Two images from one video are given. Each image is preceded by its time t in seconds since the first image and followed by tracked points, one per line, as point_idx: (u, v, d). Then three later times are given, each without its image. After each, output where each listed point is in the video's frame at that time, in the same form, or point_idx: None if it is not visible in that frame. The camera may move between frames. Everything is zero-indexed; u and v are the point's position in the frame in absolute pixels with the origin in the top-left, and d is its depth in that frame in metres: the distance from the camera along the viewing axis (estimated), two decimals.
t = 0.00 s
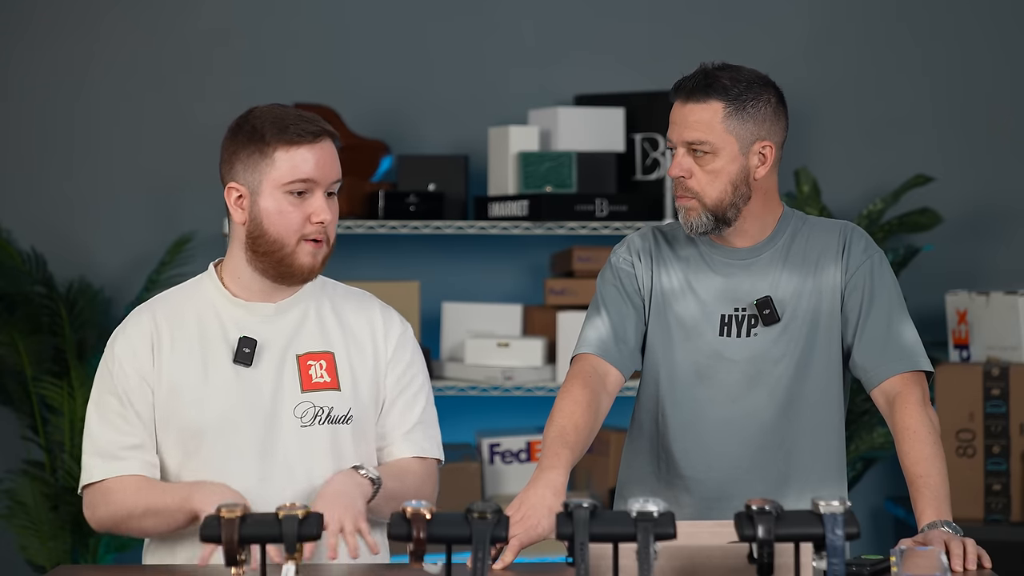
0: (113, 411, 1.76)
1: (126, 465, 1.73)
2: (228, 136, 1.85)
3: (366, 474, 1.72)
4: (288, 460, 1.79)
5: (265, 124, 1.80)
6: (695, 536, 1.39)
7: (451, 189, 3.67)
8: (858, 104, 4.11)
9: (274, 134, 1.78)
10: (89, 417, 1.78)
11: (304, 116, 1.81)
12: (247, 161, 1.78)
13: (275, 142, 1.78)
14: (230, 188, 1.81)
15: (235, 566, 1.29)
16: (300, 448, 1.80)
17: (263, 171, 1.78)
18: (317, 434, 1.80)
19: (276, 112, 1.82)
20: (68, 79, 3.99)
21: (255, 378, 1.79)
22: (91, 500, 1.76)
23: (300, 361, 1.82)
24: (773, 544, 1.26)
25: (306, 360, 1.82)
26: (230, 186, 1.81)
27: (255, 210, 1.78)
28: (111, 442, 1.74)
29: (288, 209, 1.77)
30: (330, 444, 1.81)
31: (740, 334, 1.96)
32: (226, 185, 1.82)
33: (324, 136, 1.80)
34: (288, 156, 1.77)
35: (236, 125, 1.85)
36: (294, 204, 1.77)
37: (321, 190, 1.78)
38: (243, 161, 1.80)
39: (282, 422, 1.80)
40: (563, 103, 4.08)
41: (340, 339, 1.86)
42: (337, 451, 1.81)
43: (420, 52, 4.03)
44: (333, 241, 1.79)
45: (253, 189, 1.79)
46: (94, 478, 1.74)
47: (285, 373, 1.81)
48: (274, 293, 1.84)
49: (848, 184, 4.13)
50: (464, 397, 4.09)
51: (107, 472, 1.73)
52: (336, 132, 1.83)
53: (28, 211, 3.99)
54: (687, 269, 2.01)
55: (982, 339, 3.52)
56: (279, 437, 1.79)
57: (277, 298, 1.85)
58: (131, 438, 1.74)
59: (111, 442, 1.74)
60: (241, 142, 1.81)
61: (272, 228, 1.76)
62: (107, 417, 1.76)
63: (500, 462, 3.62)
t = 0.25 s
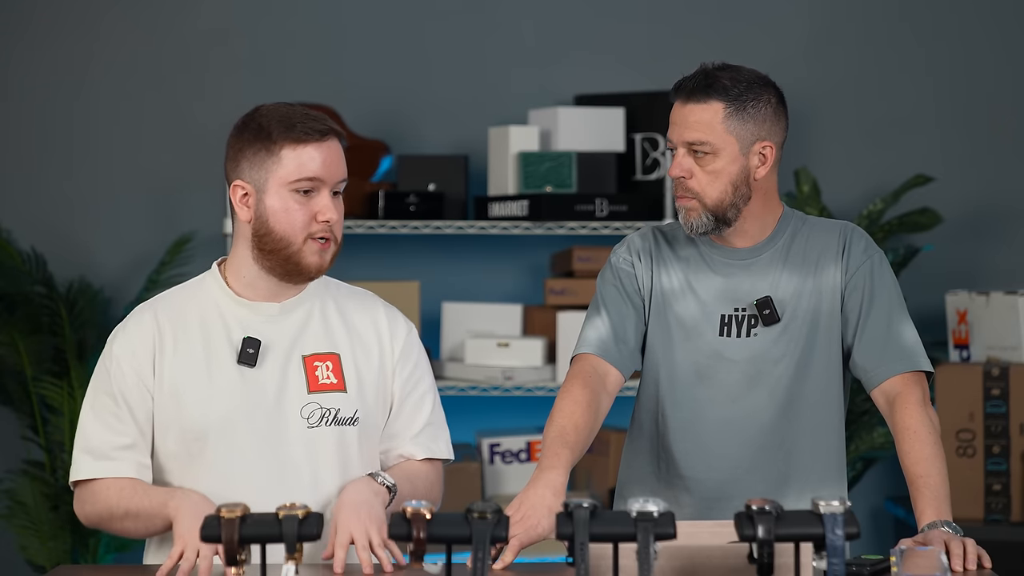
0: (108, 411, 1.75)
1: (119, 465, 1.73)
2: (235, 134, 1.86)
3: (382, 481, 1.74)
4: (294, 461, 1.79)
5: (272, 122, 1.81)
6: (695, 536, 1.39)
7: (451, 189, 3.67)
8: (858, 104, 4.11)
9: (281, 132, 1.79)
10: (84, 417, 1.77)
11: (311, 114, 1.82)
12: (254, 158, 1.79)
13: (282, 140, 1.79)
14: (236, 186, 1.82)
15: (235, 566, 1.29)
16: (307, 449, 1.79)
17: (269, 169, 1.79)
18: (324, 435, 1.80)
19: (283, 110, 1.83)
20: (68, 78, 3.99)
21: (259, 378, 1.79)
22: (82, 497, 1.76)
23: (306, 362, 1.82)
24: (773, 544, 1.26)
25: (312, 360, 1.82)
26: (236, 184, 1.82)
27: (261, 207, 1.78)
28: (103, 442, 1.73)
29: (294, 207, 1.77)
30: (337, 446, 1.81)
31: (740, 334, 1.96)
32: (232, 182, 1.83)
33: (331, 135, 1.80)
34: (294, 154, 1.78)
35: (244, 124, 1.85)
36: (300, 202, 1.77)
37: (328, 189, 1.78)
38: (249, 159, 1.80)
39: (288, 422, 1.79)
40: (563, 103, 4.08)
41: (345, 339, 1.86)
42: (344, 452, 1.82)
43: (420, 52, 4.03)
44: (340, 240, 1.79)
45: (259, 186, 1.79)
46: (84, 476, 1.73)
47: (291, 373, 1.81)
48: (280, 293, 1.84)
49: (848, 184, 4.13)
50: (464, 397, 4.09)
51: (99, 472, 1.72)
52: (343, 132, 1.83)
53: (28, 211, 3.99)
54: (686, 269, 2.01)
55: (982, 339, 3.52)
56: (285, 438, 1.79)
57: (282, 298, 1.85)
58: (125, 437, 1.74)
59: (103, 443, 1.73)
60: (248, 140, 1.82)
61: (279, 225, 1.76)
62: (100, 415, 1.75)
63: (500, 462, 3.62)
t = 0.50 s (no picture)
0: (109, 412, 1.75)
1: (121, 468, 1.72)
2: (243, 130, 1.85)
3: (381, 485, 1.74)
4: (296, 461, 1.79)
5: (283, 121, 1.81)
6: (695, 536, 1.39)
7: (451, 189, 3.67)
8: (858, 104, 4.11)
9: (292, 132, 1.79)
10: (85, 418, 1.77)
11: (322, 116, 1.82)
12: (262, 156, 1.79)
13: (292, 139, 1.78)
14: (241, 182, 1.82)
15: (235, 567, 1.29)
16: (309, 449, 1.80)
17: (277, 168, 1.78)
18: (328, 435, 1.81)
19: (294, 110, 1.82)
20: (68, 78, 3.99)
21: (262, 378, 1.79)
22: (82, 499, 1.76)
23: (307, 361, 1.82)
24: (773, 544, 1.26)
25: (314, 360, 1.83)
26: (241, 180, 1.81)
27: (266, 206, 1.78)
28: (104, 444, 1.73)
29: (300, 208, 1.77)
30: (339, 446, 1.81)
31: (739, 335, 1.96)
32: (237, 178, 1.83)
33: (341, 138, 1.80)
34: (304, 155, 1.78)
35: (253, 120, 1.85)
36: (306, 203, 1.77)
37: (333, 192, 1.78)
38: (257, 156, 1.80)
39: (291, 422, 1.79)
40: (563, 103, 4.08)
41: (347, 339, 1.86)
42: (347, 452, 1.82)
43: (420, 52, 4.03)
44: (341, 243, 1.79)
45: (266, 184, 1.79)
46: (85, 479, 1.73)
47: (293, 373, 1.81)
48: (280, 292, 1.84)
49: (848, 184, 4.13)
50: (464, 397, 4.09)
51: (99, 474, 1.72)
52: (353, 135, 1.84)
53: (28, 210, 3.99)
54: (685, 269, 2.01)
55: (982, 339, 3.52)
56: (288, 438, 1.79)
57: (283, 298, 1.85)
58: (124, 439, 1.74)
59: (104, 445, 1.73)
60: (256, 137, 1.81)
61: (284, 225, 1.76)
62: (101, 416, 1.75)
63: (500, 462, 3.62)
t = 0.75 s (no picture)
0: (107, 412, 1.75)
1: (119, 468, 1.72)
2: (243, 128, 1.86)
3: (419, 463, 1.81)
4: (295, 459, 1.79)
5: (285, 119, 1.81)
6: (695, 536, 1.39)
7: (451, 189, 3.67)
8: (858, 104, 4.11)
9: (294, 130, 1.79)
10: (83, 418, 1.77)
11: (324, 115, 1.82)
12: (265, 153, 1.79)
13: (294, 137, 1.79)
14: (243, 180, 1.82)
15: (235, 567, 1.29)
16: (309, 446, 1.80)
17: (278, 165, 1.79)
18: (327, 434, 1.81)
19: (295, 109, 1.83)
20: (68, 78, 3.99)
21: (261, 377, 1.79)
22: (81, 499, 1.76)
23: (306, 361, 1.83)
24: (773, 544, 1.26)
25: (312, 359, 1.83)
26: (243, 177, 1.82)
27: (268, 203, 1.79)
28: (102, 444, 1.73)
29: (301, 206, 1.77)
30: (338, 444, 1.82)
31: (737, 338, 1.96)
32: (238, 176, 1.83)
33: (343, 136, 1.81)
34: (306, 153, 1.78)
35: (253, 118, 1.85)
36: (307, 201, 1.78)
37: (335, 190, 1.79)
38: (258, 154, 1.81)
39: (290, 421, 1.80)
40: (563, 103, 4.07)
41: (344, 338, 1.87)
42: (346, 450, 1.83)
43: (420, 52, 4.03)
44: (342, 241, 1.80)
45: (267, 182, 1.79)
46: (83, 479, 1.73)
47: (293, 373, 1.81)
48: (280, 291, 1.84)
49: (848, 184, 4.13)
50: (464, 397, 4.09)
51: (97, 474, 1.72)
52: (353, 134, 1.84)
53: (29, 210, 3.99)
54: (682, 273, 2.00)
55: (982, 339, 3.52)
56: (288, 436, 1.79)
57: (282, 297, 1.85)
58: (122, 438, 1.74)
59: (103, 445, 1.73)
60: (258, 135, 1.82)
61: (286, 223, 1.77)
62: (100, 416, 1.75)
63: (500, 462, 3.62)
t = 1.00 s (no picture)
0: (107, 412, 1.75)
1: (119, 468, 1.72)
2: (241, 129, 1.86)
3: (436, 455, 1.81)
4: (295, 459, 1.79)
5: (281, 119, 1.81)
6: (695, 536, 1.39)
7: (451, 189, 3.67)
8: (858, 104, 4.11)
9: (290, 129, 1.79)
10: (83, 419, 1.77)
11: (320, 114, 1.82)
12: (262, 153, 1.79)
13: (290, 136, 1.79)
14: (241, 181, 1.82)
15: (235, 567, 1.29)
16: (309, 446, 1.80)
17: (275, 165, 1.79)
18: (328, 433, 1.81)
19: (291, 109, 1.83)
20: (68, 78, 3.99)
21: (261, 376, 1.79)
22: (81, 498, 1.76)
23: (307, 360, 1.83)
24: (773, 544, 1.26)
25: (313, 359, 1.83)
26: (240, 179, 1.82)
27: (265, 203, 1.79)
28: (103, 445, 1.73)
29: (299, 205, 1.77)
30: (339, 445, 1.81)
31: (735, 348, 1.96)
32: (236, 178, 1.83)
33: (339, 135, 1.81)
34: (302, 151, 1.78)
35: (250, 118, 1.86)
36: (305, 200, 1.78)
37: (333, 188, 1.78)
38: (256, 154, 1.81)
39: (290, 421, 1.80)
40: (563, 104, 4.08)
41: (345, 338, 1.87)
42: (347, 450, 1.82)
43: (420, 52, 4.03)
44: (341, 239, 1.80)
45: (264, 182, 1.79)
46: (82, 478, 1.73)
47: (293, 373, 1.81)
48: (280, 292, 1.84)
49: (848, 184, 4.13)
50: (464, 397, 4.09)
51: (97, 474, 1.72)
52: (350, 133, 1.84)
53: (28, 211, 3.99)
54: (679, 282, 2.00)
55: (982, 339, 3.52)
56: (288, 436, 1.79)
57: (282, 297, 1.85)
58: (123, 438, 1.74)
59: (103, 445, 1.73)
60: (255, 135, 1.82)
61: (284, 223, 1.77)
62: (100, 417, 1.75)
63: (500, 462, 3.62)
